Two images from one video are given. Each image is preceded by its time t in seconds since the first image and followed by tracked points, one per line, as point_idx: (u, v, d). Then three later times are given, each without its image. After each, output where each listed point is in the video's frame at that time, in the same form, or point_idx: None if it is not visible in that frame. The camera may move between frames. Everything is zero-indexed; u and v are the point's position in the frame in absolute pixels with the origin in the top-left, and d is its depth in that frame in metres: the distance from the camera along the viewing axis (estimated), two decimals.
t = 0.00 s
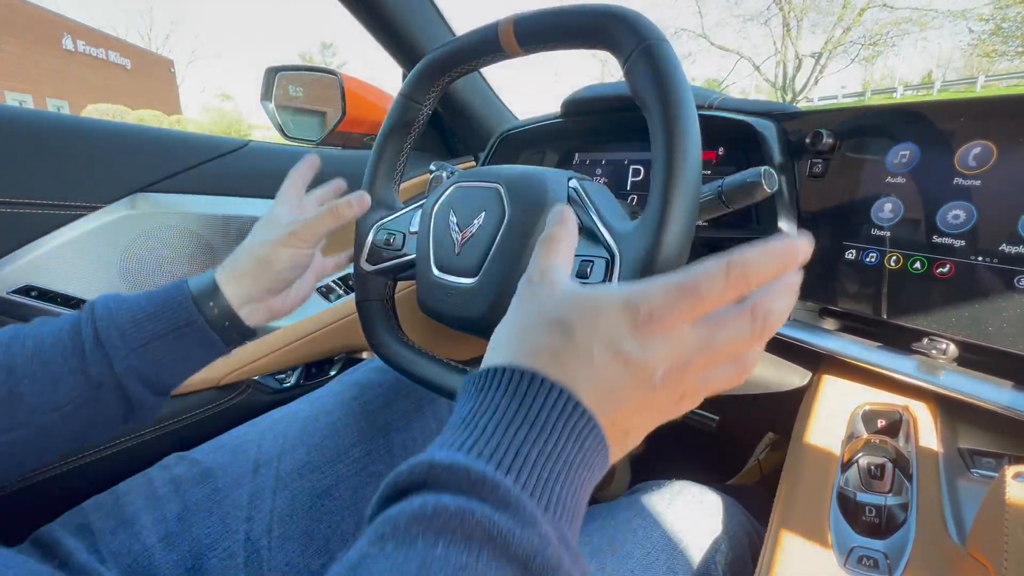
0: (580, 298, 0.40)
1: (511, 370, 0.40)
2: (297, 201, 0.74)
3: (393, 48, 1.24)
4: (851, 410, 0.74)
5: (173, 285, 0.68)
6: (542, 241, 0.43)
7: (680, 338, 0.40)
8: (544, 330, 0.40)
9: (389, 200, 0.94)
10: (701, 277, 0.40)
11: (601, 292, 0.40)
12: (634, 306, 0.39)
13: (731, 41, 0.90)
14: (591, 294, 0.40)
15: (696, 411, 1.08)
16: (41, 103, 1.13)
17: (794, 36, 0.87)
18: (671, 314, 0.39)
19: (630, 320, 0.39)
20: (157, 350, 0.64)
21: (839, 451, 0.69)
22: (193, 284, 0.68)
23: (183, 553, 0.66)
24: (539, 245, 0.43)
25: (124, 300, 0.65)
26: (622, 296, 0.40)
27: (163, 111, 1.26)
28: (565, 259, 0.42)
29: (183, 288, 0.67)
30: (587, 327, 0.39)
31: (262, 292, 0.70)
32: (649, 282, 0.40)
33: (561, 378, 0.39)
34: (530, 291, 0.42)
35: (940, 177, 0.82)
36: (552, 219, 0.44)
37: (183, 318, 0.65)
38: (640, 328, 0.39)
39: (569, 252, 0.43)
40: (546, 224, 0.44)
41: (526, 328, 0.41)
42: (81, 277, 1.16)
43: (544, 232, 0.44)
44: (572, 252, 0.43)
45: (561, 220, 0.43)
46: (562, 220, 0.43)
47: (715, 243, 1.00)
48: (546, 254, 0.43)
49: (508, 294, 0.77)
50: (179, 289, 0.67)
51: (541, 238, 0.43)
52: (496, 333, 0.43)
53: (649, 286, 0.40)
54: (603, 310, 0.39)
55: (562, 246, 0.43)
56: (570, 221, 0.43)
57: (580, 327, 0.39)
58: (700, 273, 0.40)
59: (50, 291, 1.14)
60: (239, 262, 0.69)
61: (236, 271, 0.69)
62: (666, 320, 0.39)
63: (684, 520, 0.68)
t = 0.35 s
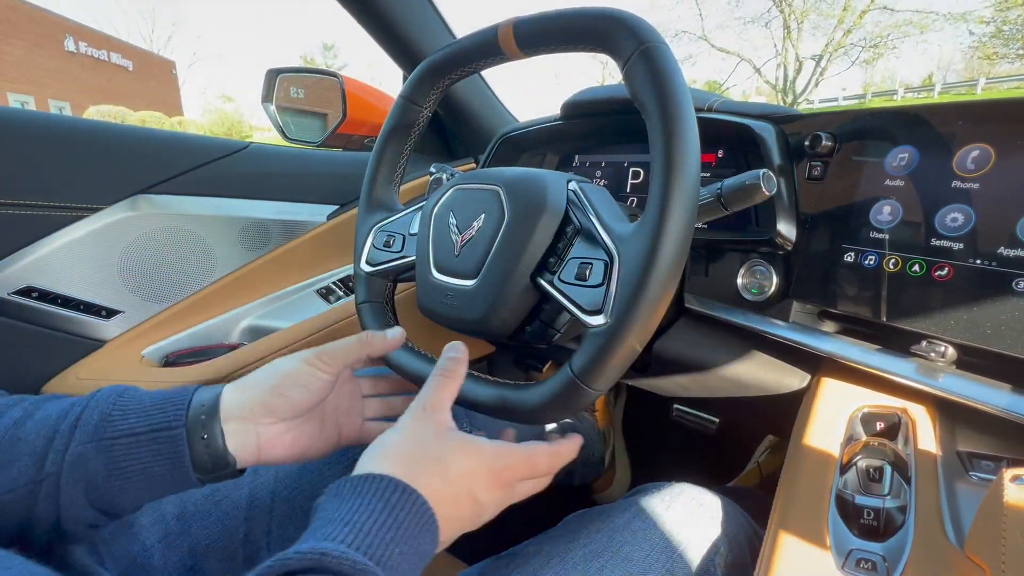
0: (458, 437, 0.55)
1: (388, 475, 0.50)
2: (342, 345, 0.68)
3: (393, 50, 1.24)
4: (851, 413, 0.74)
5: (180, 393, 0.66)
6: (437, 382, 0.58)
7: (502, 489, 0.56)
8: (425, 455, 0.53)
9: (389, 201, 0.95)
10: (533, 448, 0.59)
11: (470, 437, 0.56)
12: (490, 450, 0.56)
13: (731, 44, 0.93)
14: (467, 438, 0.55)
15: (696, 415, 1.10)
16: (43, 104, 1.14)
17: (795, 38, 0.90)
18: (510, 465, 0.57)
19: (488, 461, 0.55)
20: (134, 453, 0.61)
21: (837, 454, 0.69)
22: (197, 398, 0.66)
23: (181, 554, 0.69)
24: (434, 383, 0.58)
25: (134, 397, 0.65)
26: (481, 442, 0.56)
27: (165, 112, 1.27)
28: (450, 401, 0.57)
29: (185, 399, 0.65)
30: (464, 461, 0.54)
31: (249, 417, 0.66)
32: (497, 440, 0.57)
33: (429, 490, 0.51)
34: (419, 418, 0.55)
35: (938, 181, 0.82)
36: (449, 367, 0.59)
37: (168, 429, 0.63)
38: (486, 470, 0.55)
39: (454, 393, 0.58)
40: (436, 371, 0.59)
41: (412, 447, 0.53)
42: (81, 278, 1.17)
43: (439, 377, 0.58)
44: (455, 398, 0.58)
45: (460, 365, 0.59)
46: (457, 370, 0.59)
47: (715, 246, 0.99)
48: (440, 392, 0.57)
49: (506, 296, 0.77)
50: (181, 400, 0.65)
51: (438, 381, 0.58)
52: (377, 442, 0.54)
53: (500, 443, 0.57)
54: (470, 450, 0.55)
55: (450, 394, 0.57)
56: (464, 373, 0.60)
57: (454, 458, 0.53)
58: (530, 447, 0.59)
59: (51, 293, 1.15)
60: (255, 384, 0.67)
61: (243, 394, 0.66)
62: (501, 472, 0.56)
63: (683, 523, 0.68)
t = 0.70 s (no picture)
0: (371, 468, 0.50)
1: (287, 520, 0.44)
2: (291, 384, 0.61)
3: (393, 54, 1.25)
4: (844, 415, 0.75)
5: (108, 404, 0.62)
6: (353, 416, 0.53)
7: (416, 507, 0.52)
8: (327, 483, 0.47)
9: (389, 205, 0.96)
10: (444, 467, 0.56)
11: (384, 464, 0.51)
12: (403, 474, 0.51)
13: (733, 46, 0.93)
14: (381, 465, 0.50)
15: (693, 415, 1.11)
16: (45, 106, 1.16)
17: (796, 40, 0.89)
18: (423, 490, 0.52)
19: (404, 487, 0.51)
20: (57, 474, 0.58)
21: (830, 455, 0.70)
22: (123, 411, 0.61)
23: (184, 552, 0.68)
24: (351, 418, 0.52)
25: (62, 405, 0.62)
26: (396, 468, 0.51)
27: (168, 114, 1.29)
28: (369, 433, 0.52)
29: (112, 411, 0.61)
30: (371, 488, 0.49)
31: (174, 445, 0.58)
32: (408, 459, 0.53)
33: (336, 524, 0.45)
34: (327, 451, 0.50)
35: (931, 186, 0.83)
36: (369, 406, 0.54)
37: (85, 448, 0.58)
38: (400, 493, 0.51)
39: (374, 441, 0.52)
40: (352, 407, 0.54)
41: (316, 482, 0.47)
42: (85, 281, 1.18)
43: (360, 412, 0.53)
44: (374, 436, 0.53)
45: (388, 411, 0.55)
46: (382, 412, 0.54)
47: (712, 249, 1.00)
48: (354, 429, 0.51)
49: (504, 299, 0.78)
50: (104, 415, 0.60)
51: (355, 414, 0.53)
52: (270, 484, 0.47)
53: (413, 464, 0.53)
54: (383, 479, 0.50)
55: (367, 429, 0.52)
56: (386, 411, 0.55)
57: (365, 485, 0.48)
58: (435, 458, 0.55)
59: (54, 294, 1.16)
60: (181, 408, 0.59)
61: (172, 415, 0.59)
62: (417, 492, 0.52)
63: (677, 524, 0.69)
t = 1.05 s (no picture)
0: (170, 549, 0.35)
1: None
2: (140, 461, 0.46)
3: (394, 59, 1.26)
4: (840, 421, 0.75)
5: None
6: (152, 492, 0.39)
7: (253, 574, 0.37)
8: None
9: (389, 209, 0.96)
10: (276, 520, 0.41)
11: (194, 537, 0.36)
12: (220, 542, 0.36)
13: (733, 50, 0.90)
14: (195, 532, 0.36)
15: (692, 419, 1.11)
16: (47, 108, 1.15)
17: (796, 44, 0.86)
18: (257, 546, 0.38)
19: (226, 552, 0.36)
20: None
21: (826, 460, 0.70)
22: None
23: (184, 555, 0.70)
24: (149, 494, 0.38)
25: None
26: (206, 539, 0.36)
27: (169, 116, 1.29)
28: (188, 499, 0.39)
29: None
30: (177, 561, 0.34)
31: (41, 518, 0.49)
32: (229, 519, 0.39)
33: None
34: (110, 549, 0.35)
35: (926, 192, 0.83)
36: (176, 477, 0.40)
37: None
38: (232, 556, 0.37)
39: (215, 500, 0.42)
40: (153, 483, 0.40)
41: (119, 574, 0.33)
42: (85, 284, 1.18)
43: (161, 486, 0.39)
44: (189, 511, 0.39)
45: (214, 476, 0.41)
46: (200, 477, 0.41)
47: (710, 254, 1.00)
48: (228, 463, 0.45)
49: (502, 303, 0.78)
50: None
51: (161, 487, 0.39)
52: None
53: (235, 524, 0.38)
54: (195, 556, 0.35)
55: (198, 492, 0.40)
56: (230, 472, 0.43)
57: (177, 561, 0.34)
58: (263, 504, 0.41)
59: (54, 297, 1.16)
60: (41, 483, 0.50)
61: (39, 483, 0.50)
62: (251, 551, 0.37)
63: (674, 528, 0.69)
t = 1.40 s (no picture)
0: (237, 557, 0.46)
1: None
2: None
3: (397, 64, 1.27)
4: (837, 424, 0.75)
5: None
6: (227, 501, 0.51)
7: None
8: (186, 574, 0.44)
9: (389, 212, 0.97)
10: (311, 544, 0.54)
11: (251, 552, 0.48)
12: (273, 557, 0.49)
13: (733, 52, 0.90)
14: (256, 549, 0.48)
15: (692, 421, 1.12)
16: (50, 110, 1.14)
17: (797, 46, 0.85)
18: (297, 565, 0.50)
19: (273, 567, 0.48)
20: None
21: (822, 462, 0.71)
22: None
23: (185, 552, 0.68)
24: (222, 504, 0.50)
25: None
26: (262, 554, 0.48)
27: (171, 118, 1.29)
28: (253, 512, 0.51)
29: None
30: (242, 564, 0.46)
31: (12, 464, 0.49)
32: (277, 539, 0.51)
33: None
34: (185, 556, 0.45)
35: (922, 197, 0.83)
36: (245, 490, 0.53)
37: None
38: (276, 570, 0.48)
39: (268, 516, 0.54)
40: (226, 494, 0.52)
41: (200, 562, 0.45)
42: (88, 286, 1.18)
43: (233, 498, 0.51)
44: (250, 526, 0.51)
45: (273, 494, 0.54)
46: (264, 495, 0.53)
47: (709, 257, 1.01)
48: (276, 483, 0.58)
49: (501, 306, 0.78)
50: None
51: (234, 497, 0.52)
52: None
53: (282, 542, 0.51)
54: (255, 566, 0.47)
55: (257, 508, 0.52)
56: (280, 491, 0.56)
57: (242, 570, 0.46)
58: (302, 529, 0.54)
59: (57, 300, 1.15)
60: None
61: None
62: (294, 568, 0.50)
63: (671, 530, 0.70)
